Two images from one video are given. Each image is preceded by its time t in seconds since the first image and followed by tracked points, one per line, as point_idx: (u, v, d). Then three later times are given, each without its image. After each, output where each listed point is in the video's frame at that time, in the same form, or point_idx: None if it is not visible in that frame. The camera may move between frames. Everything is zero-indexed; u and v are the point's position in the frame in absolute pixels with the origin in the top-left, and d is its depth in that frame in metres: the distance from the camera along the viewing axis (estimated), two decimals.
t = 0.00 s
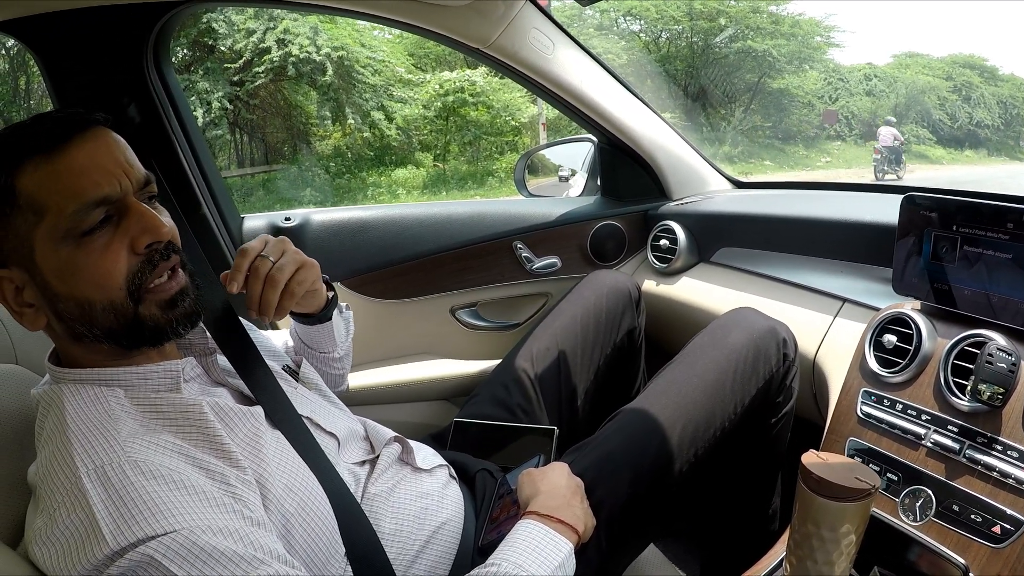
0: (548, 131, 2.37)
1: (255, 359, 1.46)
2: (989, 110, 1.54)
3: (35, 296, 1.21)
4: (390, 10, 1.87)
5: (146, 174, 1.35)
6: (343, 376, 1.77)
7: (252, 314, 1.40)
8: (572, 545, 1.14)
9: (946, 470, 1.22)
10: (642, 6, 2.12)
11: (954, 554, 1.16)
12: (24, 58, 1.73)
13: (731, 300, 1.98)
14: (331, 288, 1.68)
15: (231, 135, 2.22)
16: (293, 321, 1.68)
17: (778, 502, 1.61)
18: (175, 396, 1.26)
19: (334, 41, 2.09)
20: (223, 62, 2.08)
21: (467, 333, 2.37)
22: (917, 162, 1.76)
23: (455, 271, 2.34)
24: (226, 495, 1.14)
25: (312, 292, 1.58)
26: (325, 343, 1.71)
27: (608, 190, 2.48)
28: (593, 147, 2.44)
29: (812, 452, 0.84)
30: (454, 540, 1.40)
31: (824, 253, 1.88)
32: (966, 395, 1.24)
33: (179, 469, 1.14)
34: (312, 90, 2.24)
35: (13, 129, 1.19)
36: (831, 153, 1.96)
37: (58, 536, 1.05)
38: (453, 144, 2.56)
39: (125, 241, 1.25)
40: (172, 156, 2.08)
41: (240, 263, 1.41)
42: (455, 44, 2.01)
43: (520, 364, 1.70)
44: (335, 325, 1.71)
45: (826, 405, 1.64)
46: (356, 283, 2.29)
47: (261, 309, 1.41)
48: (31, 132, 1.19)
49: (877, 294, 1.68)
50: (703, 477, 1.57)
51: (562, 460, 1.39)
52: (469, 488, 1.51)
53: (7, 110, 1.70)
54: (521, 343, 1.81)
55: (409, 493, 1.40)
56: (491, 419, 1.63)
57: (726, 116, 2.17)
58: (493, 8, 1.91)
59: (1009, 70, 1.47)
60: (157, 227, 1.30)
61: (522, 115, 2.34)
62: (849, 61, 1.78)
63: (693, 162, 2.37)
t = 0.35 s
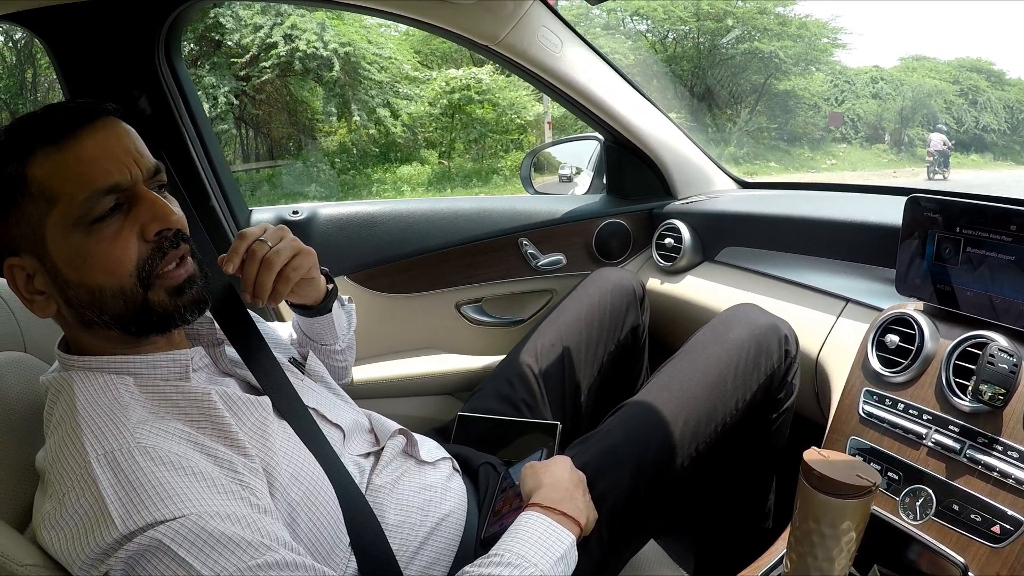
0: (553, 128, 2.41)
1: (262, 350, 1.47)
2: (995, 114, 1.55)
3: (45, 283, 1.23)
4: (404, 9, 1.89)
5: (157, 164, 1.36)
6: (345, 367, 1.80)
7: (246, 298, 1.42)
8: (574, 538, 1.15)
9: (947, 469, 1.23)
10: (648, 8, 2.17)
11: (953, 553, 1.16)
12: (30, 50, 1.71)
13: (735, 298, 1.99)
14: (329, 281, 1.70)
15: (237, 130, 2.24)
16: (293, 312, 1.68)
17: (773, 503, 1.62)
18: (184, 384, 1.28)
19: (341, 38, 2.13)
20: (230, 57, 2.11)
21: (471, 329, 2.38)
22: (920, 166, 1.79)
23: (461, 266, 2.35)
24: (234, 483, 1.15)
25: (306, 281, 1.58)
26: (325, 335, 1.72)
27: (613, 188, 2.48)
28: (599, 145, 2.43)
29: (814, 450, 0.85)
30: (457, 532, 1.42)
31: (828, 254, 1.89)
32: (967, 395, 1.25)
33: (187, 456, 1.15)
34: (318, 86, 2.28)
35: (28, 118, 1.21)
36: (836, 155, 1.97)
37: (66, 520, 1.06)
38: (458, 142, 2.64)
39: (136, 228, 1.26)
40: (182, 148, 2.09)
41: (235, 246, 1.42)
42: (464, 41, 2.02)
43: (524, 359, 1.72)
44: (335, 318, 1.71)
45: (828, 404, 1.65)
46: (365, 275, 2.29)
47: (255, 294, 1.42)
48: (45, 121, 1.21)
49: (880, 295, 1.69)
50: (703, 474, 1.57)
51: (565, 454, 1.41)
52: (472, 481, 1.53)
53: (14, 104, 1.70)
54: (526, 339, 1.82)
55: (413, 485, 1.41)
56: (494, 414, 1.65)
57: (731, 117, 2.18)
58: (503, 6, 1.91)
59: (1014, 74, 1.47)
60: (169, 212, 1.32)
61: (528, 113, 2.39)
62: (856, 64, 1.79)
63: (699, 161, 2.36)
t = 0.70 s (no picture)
0: (564, 132, 2.41)
1: (280, 345, 1.52)
2: (1004, 118, 1.58)
3: (69, 272, 1.29)
4: (422, 12, 1.94)
5: (178, 158, 1.40)
6: (359, 363, 1.83)
7: (246, 278, 1.46)
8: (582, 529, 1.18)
9: (948, 467, 1.26)
10: (658, 10, 2.15)
11: (954, 548, 1.19)
12: (45, 46, 1.79)
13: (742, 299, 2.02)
14: (341, 279, 1.73)
15: (249, 128, 2.28)
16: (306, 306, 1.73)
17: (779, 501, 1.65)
18: (207, 374, 1.32)
19: (352, 38, 2.16)
20: (241, 56, 2.12)
21: (482, 327, 2.41)
22: (929, 169, 1.80)
23: (474, 265, 2.39)
24: (255, 468, 1.19)
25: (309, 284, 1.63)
26: (337, 330, 1.76)
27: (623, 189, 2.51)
28: (609, 147, 2.46)
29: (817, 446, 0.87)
30: (469, 524, 1.45)
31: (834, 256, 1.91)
32: (968, 394, 1.28)
33: (211, 441, 1.19)
34: (328, 87, 2.32)
35: (56, 114, 1.27)
36: (846, 158, 1.98)
37: (94, 500, 1.10)
38: (467, 143, 2.63)
39: (154, 221, 1.30)
40: (204, 146, 2.14)
41: (255, 219, 1.49)
42: (476, 44, 2.06)
43: (536, 356, 1.75)
44: (347, 313, 1.76)
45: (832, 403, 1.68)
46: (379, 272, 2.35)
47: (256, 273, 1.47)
48: (71, 116, 1.26)
49: (885, 296, 1.72)
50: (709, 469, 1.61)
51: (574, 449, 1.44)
52: (483, 475, 1.56)
53: (28, 99, 1.82)
54: (536, 336, 1.86)
55: (426, 477, 1.45)
56: (505, 409, 1.68)
57: (740, 120, 2.21)
58: (518, 10, 1.96)
59: None
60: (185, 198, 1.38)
61: (537, 115, 2.39)
62: (864, 67, 1.81)
63: (708, 165, 2.41)
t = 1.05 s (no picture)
0: (577, 141, 2.46)
1: (302, 346, 1.56)
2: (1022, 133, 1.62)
3: (104, 252, 1.35)
4: (447, 21, 2.00)
5: (230, 167, 1.45)
6: (376, 365, 1.87)
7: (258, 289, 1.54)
8: (597, 532, 1.22)
9: (956, 479, 1.28)
10: (674, 22, 2.07)
11: (961, 560, 1.21)
12: (63, 44, 1.88)
13: (755, 310, 2.04)
14: (360, 285, 1.77)
15: (264, 130, 2.33)
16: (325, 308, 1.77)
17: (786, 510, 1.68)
18: (235, 371, 1.37)
19: (369, 44, 2.20)
20: (259, 59, 2.17)
21: (496, 332, 2.45)
22: (943, 184, 1.83)
23: (492, 272, 2.43)
24: (281, 463, 1.23)
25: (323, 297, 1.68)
26: (353, 334, 1.79)
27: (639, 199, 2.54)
28: (626, 157, 2.50)
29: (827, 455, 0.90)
30: (483, 526, 1.48)
31: (847, 269, 1.94)
32: (977, 408, 1.30)
33: (237, 436, 1.23)
34: (345, 91, 2.34)
35: (125, 105, 1.36)
36: (859, 172, 2.03)
37: (124, 489, 1.14)
38: (481, 149, 2.64)
39: (188, 219, 1.33)
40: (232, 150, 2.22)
41: (267, 236, 1.60)
42: (497, 52, 2.11)
43: (552, 362, 1.78)
44: (363, 317, 1.79)
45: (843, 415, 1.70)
46: (398, 276, 2.40)
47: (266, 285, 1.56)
48: (138, 109, 1.35)
49: (897, 310, 1.74)
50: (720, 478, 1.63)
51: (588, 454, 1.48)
52: (498, 478, 1.60)
53: (45, 96, 1.90)
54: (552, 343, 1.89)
55: (443, 479, 1.49)
56: (520, 414, 1.71)
57: (754, 132, 2.23)
58: (542, 22, 2.02)
59: None
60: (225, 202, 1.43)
61: (552, 123, 2.42)
62: (880, 81, 1.81)
63: (724, 177, 2.44)
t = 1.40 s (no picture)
0: (591, 148, 2.48)
1: (319, 345, 1.57)
2: None
3: (123, 251, 1.37)
4: (467, 24, 2.01)
5: (249, 163, 1.46)
6: (391, 366, 1.88)
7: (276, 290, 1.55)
8: (610, 537, 1.23)
9: (969, 491, 1.28)
10: (689, 29, 2.08)
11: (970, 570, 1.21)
12: (78, 41, 1.89)
13: (769, 319, 2.04)
14: (377, 286, 1.79)
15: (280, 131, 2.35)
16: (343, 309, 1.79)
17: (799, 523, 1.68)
18: (251, 369, 1.37)
19: (383, 48, 2.20)
20: (273, 60, 2.20)
21: (509, 336, 2.46)
22: (957, 199, 1.84)
23: (506, 276, 2.44)
24: (297, 462, 1.24)
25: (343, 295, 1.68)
26: (370, 335, 1.81)
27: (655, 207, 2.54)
28: (642, 165, 2.49)
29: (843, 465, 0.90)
30: (496, 530, 1.49)
31: (862, 279, 1.93)
32: (991, 421, 1.30)
33: (254, 434, 1.24)
34: (359, 94, 2.31)
35: (144, 100, 1.36)
36: (871, 183, 2.04)
37: (140, 485, 1.15)
38: (494, 154, 2.59)
39: (209, 217, 1.35)
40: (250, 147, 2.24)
41: (286, 236, 1.61)
42: (518, 57, 2.12)
43: (566, 367, 1.79)
44: (379, 319, 1.81)
45: (858, 425, 1.70)
46: (413, 279, 2.41)
47: (284, 287, 1.57)
48: (156, 105, 1.35)
49: (913, 321, 1.74)
50: (737, 491, 1.62)
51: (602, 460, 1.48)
52: (511, 483, 1.61)
53: (60, 92, 1.87)
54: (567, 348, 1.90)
55: (457, 482, 1.49)
56: (534, 418, 1.73)
57: (768, 140, 2.23)
58: (562, 27, 2.04)
59: None
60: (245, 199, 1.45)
61: (565, 129, 2.42)
62: (893, 91, 1.82)
63: (738, 184, 2.43)
